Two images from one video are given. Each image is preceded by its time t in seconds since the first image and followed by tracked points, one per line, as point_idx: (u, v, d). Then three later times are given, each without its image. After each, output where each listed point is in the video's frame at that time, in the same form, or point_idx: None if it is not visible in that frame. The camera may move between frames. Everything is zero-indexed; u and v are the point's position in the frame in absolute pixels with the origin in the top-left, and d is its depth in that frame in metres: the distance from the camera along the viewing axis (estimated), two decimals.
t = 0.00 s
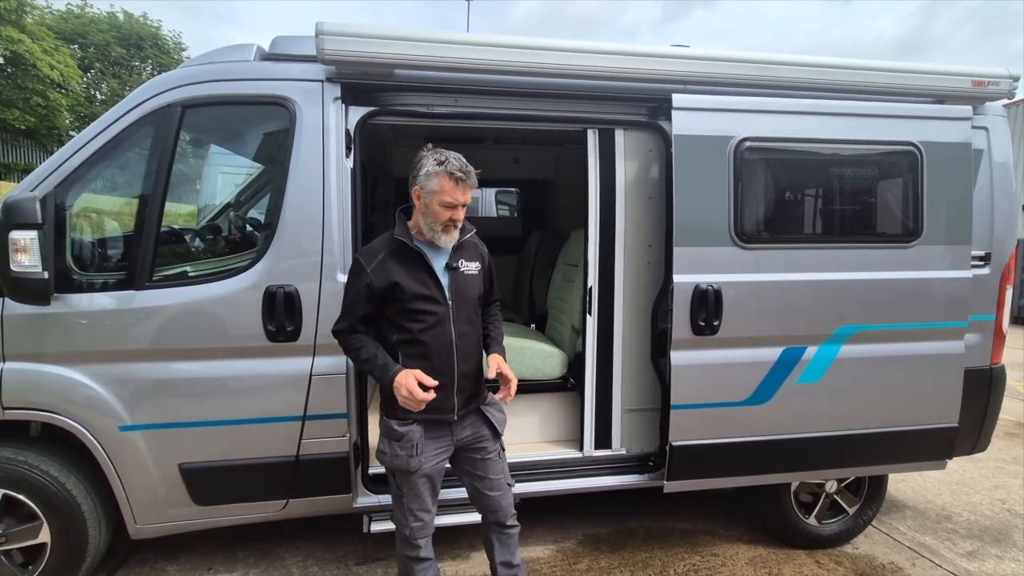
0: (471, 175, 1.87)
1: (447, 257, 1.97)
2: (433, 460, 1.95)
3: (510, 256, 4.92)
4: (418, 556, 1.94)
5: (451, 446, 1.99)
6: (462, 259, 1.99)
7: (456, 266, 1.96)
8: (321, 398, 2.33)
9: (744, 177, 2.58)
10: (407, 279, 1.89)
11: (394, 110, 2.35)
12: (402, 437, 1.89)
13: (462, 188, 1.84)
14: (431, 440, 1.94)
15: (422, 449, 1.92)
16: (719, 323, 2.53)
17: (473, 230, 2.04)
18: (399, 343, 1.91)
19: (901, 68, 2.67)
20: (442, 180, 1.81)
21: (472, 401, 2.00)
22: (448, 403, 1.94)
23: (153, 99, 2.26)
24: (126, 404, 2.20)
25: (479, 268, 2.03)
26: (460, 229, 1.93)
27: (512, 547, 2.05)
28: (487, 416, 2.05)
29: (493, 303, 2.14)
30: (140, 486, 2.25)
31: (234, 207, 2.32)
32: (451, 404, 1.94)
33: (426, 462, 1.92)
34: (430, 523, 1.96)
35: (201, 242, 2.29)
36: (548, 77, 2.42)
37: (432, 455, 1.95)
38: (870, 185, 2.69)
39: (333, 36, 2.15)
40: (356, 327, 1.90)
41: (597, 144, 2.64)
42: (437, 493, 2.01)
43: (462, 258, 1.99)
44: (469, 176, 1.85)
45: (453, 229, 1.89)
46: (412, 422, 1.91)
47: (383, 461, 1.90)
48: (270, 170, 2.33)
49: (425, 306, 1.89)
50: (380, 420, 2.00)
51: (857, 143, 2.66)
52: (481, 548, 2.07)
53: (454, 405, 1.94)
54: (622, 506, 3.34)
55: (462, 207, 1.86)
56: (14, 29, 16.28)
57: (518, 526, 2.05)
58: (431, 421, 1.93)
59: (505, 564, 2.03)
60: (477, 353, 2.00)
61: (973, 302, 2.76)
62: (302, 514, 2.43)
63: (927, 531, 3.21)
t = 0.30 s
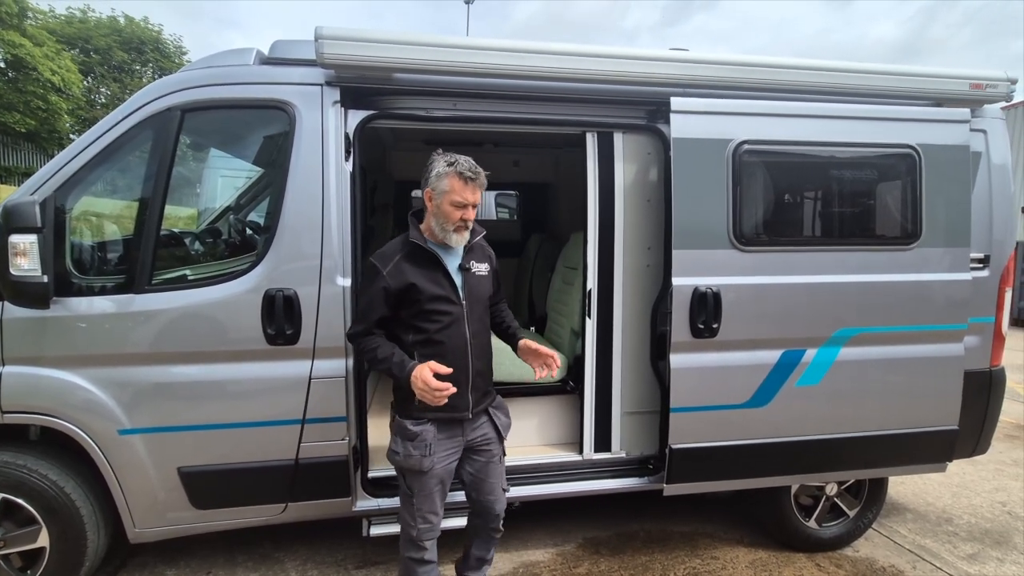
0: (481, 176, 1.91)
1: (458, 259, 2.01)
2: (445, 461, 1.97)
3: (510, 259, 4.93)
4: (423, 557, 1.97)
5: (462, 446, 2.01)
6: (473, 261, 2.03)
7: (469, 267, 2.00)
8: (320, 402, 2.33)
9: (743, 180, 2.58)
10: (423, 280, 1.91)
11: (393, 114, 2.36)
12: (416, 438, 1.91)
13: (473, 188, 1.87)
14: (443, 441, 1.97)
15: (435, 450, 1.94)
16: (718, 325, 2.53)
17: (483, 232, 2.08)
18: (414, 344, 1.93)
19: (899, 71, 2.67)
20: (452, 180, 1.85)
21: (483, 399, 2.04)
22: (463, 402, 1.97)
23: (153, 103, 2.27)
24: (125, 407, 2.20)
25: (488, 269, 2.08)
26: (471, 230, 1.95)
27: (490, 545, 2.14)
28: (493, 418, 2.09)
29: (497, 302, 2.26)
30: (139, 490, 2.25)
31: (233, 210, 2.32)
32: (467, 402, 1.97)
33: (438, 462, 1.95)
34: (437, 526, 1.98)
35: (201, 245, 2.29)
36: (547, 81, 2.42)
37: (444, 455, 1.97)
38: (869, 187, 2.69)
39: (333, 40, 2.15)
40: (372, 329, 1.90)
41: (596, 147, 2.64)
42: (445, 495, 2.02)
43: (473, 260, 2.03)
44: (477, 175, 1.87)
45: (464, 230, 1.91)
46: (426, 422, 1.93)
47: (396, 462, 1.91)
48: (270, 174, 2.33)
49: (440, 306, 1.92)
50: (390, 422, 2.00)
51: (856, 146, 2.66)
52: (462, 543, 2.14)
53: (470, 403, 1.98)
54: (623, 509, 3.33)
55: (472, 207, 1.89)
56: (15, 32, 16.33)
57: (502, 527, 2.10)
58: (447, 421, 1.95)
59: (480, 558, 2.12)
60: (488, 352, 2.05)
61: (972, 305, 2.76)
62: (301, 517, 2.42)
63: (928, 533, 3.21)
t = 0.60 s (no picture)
0: (488, 170, 2.12)
1: (480, 257, 2.19)
2: (460, 456, 2.15)
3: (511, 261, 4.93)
4: (439, 552, 2.14)
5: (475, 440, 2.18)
6: (494, 261, 2.21)
7: (488, 265, 2.17)
8: (321, 404, 2.33)
9: (743, 182, 2.59)
10: (444, 277, 2.10)
11: (393, 117, 2.37)
12: (433, 433, 2.09)
13: (478, 177, 2.08)
14: (460, 436, 2.14)
15: (451, 444, 2.12)
16: (718, 327, 2.53)
17: (503, 234, 2.24)
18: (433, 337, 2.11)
19: (899, 73, 2.68)
20: (458, 170, 2.08)
21: (498, 395, 2.20)
22: (477, 396, 2.12)
23: (155, 106, 2.28)
24: (126, 409, 2.20)
25: (508, 270, 2.25)
26: (482, 221, 2.11)
27: (486, 541, 2.31)
28: (507, 417, 2.25)
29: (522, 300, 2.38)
30: (140, 492, 2.25)
31: (235, 212, 2.33)
32: (480, 397, 2.13)
33: (455, 458, 2.12)
34: (454, 524, 2.16)
35: (202, 248, 2.30)
36: (546, 84, 2.43)
37: (460, 449, 2.14)
38: (869, 190, 2.69)
39: (333, 43, 2.16)
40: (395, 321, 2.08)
41: (596, 149, 2.65)
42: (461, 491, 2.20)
43: (494, 260, 2.22)
44: (482, 167, 2.09)
45: (471, 217, 2.08)
46: (443, 417, 2.11)
47: (415, 456, 2.09)
48: (271, 177, 2.34)
49: (457, 301, 2.10)
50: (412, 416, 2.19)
51: (855, 148, 2.67)
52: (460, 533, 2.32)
53: (484, 398, 2.13)
54: (623, 511, 3.33)
55: (477, 195, 2.07)
56: (18, 36, 16.40)
57: (502, 520, 2.33)
58: (461, 414, 2.12)
59: (479, 553, 2.29)
60: (503, 350, 2.21)
61: (973, 306, 2.75)
62: (302, 519, 2.43)
63: (930, 536, 3.20)
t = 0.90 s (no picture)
0: (497, 169, 2.12)
1: (490, 257, 2.19)
2: (464, 452, 2.16)
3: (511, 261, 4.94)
4: (440, 550, 2.15)
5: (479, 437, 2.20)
6: (504, 262, 2.20)
7: (497, 266, 2.17)
8: (322, 403, 2.33)
9: (744, 182, 2.59)
10: (452, 274, 2.12)
11: (394, 117, 2.37)
12: (437, 427, 2.12)
13: (486, 176, 2.09)
14: (463, 432, 2.15)
15: (454, 440, 2.13)
16: (719, 328, 2.53)
17: (514, 235, 2.23)
18: (440, 333, 2.13)
19: (899, 74, 2.68)
20: (467, 170, 2.10)
21: (504, 394, 2.20)
22: (480, 393, 2.13)
23: (158, 106, 2.29)
24: (127, 408, 2.21)
25: (520, 272, 2.24)
26: (493, 220, 2.12)
27: (487, 537, 2.31)
28: (511, 417, 2.25)
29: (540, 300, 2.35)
30: (141, 491, 2.25)
31: (236, 212, 2.36)
32: (483, 394, 2.14)
33: (458, 454, 2.14)
34: (457, 521, 2.17)
35: (204, 247, 2.32)
36: (547, 84, 2.43)
37: (463, 446, 2.16)
38: (870, 191, 2.69)
39: (335, 43, 2.17)
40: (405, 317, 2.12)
41: (597, 149, 2.65)
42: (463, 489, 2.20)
43: (505, 261, 2.22)
44: (490, 166, 2.10)
45: (482, 216, 2.09)
46: (447, 413, 2.13)
47: (419, 449, 2.12)
48: (273, 177, 2.34)
49: (464, 298, 2.11)
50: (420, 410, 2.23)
51: (856, 149, 2.67)
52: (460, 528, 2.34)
53: (488, 396, 2.14)
54: (624, 511, 3.33)
55: (486, 194, 2.08)
56: (20, 36, 16.43)
57: (502, 517, 2.33)
58: (464, 411, 2.13)
59: (479, 550, 2.30)
60: (511, 350, 2.21)
61: (974, 308, 2.75)
62: (303, 519, 2.43)
63: (930, 537, 3.20)
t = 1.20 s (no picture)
0: (494, 163, 2.12)
1: (488, 253, 2.18)
2: (461, 449, 2.16)
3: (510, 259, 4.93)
4: (434, 546, 2.15)
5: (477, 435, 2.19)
6: (503, 258, 2.19)
7: (496, 262, 2.16)
8: (321, 400, 2.33)
9: (743, 181, 2.59)
10: (450, 268, 2.12)
11: (394, 114, 2.37)
12: (434, 424, 2.12)
13: (483, 170, 2.09)
14: (461, 429, 2.15)
15: (451, 437, 2.13)
16: (718, 326, 2.52)
17: (513, 232, 2.21)
18: (439, 328, 2.14)
19: (900, 73, 2.67)
20: (465, 166, 2.10)
21: (502, 391, 2.19)
22: (478, 389, 2.13)
23: (156, 102, 2.28)
24: (125, 405, 2.20)
25: (519, 269, 2.23)
26: (492, 213, 2.11)
27: (486, 536, 2.30)
28: (510, 416, 2.24)
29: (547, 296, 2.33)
30: (139, 488, 2.25)
31: (235, 209, 2.33)
32: (481, 390, 2.13)
33: (453, 451, 2.14)
34: (452, 519, 2.16)
35: (203, 244, 2.30)
36: (548, 81, 2.43)
37: (461, 443, 2.16)
38: (870, 189, 2.69)
39: (334, 40, 2.16)
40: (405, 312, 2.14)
41: (596, 147, 2.65)
42: (461, 486, 2.20)
43: (505, 258, 2.20)
44: (487, 160, 2.10)
45: (481, 209, 2.09)
46: (444, 409, 2.13)
47: (415, 446, 2.13)
48: (271, 173, 2.34)
49: (462, 293, 2.11)
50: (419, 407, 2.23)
51: (856, 148, 2.66)
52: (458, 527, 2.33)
53: (485, 391, 2.14)
54: (622, 509, 3.33)
55: (484, 187, 2.08)
56: (20, 32, 16.40)
57: (500, 517, 2.32)
58: (462, 406, 2.13)
59: (477, 549, 2.30)
60: (509, 346, 2.20)
61: (973, 307, 2.75)
62: (301, 516, 2.42)
63: (929, 537, 3.19)
